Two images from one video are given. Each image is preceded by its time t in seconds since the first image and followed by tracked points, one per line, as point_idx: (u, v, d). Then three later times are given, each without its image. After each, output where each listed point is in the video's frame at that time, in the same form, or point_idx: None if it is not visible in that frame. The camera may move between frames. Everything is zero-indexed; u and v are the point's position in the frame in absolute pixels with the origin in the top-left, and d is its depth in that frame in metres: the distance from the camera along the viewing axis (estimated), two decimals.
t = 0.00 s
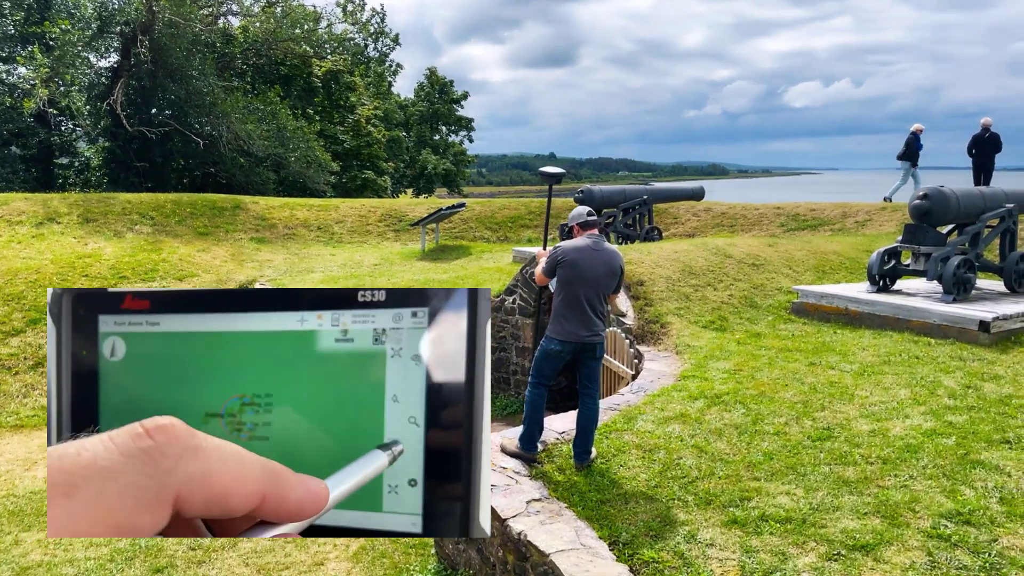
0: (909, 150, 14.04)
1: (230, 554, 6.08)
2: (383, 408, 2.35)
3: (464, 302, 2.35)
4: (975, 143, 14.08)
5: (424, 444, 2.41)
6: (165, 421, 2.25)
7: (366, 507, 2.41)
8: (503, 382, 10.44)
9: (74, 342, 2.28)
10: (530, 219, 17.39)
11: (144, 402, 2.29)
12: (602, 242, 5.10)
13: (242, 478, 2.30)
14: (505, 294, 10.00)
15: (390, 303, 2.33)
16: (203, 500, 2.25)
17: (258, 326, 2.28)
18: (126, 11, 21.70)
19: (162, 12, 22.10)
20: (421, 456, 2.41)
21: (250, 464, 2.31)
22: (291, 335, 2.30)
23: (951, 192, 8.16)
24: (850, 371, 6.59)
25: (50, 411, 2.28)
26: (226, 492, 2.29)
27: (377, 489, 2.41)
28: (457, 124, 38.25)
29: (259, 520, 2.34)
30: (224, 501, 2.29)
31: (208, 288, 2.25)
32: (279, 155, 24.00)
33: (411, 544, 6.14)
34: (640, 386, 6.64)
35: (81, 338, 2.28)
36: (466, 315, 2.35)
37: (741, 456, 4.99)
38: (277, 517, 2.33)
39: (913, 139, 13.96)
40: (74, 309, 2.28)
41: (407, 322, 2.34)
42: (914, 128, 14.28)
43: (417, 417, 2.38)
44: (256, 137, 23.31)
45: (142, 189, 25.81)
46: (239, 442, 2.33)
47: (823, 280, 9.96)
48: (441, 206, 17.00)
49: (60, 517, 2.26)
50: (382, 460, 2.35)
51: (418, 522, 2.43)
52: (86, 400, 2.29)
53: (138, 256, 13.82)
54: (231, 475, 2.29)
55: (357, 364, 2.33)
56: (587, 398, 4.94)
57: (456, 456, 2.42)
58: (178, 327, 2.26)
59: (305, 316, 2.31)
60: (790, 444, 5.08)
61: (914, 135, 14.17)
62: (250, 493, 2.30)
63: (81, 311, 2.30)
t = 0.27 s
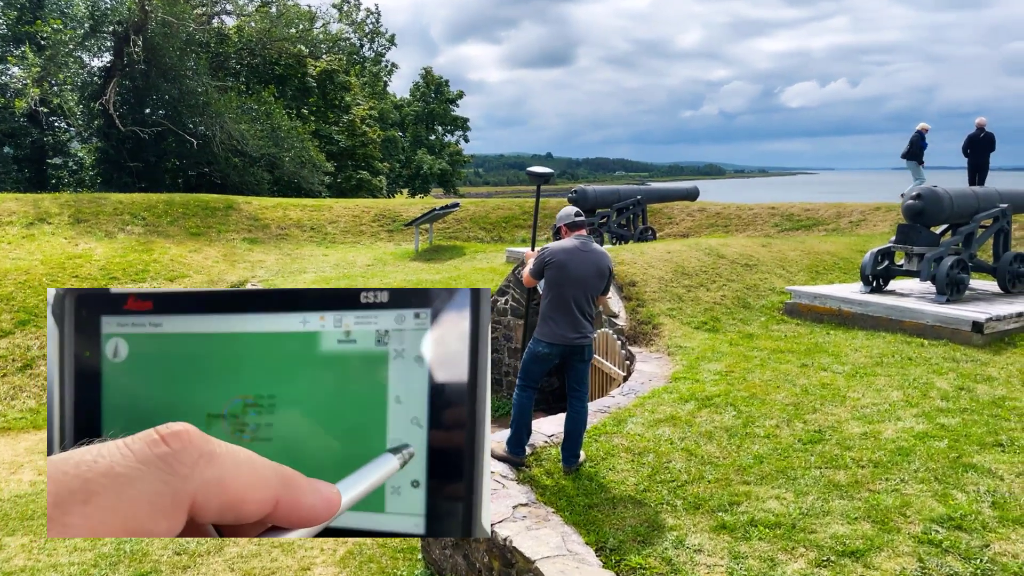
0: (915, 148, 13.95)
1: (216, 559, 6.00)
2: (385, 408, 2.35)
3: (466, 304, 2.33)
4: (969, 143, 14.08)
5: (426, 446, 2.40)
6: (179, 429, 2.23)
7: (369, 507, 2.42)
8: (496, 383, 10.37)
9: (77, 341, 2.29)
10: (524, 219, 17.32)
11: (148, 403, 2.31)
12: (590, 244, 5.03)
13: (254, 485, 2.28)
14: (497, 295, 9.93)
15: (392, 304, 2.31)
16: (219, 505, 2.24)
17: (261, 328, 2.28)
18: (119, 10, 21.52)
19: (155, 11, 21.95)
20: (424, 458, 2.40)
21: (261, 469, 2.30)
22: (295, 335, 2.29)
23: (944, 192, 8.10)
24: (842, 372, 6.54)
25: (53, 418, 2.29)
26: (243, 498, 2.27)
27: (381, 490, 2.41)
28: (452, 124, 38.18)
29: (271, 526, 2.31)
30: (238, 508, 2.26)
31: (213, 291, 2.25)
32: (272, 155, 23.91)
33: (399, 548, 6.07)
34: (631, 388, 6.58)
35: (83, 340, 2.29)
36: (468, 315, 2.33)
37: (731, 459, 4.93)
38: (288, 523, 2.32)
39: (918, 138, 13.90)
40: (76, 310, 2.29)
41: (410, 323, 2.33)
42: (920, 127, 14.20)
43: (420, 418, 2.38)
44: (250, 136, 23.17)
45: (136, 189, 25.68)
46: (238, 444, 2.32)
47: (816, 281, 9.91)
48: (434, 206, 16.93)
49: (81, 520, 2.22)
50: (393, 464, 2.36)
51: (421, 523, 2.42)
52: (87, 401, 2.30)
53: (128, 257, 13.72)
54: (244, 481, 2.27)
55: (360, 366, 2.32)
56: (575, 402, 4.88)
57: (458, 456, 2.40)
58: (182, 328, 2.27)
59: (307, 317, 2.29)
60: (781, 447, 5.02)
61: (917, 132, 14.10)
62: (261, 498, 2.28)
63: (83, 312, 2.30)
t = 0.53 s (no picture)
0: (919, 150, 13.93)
1: (202, 563, 5.92)
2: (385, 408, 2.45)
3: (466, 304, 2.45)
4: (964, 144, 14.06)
5: (426, 445, 2.50)
6: (170, 427, 2.36)
7: (369, 508, 2.51)
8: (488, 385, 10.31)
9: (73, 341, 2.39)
10: (519, 221, 17.27)
11: (147, 402, 2.41)
12: (579, 244, 4.99)
13: (247, 484, 2.40)
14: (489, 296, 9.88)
15: (392, 303, 2.43)
16: (210, 504, 2.36)
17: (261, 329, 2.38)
18: (112, 11, 21.35)
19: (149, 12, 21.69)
20: (423, 457, 2.50)
21: (253, 468, 2.42)
22: (294, 336, 2.40)
23: (938, 192, 8.06)
24: (834, 373, 6.50)
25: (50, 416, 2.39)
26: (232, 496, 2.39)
27: (380, 490, 2.51)
28: (448, 125, 38.16)
29: (264, 524, 2.43)
30: (229, 506, 2.39)
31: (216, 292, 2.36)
32: (266, 156, 23.80)
33: (388, 552, 6.02)
34: (622, 390, 6.52)
35: (81, 341, 2.39)
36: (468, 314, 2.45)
37: (721, 462, 4.87)
38: (280, 522, 2.44)
39: (921, 139, 13.88)
40: (74, 310, 2.39)
41: (410, 323, 2.44)
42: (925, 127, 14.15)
43: (419, 419, 2.48)
44: (244, 137, 23.03)
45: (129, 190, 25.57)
46: (238, 443, 2.43)
47: (810, 282, 9.88)
48: (428, 207, 16.87)
49: (78, 518, 2.36)
50: (386, 463, 2.46)
51: (421, 524, 2.52)
52: (85, 401, 2.40)
53: (119, 258, 13.61)
54: (236, 480, 2.39)
55: (360, 367, 2.43)
56: (564, 404, 4.82)
57: (461, 456, 2.51)
58: (180, 328, 2.37)
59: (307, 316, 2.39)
60: (771, 449, 4.97)
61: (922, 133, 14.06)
62: (254, 497, 2.40)
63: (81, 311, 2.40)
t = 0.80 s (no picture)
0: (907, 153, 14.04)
1: (169, 572, 5.75)
2: (384, 407, 2.13)
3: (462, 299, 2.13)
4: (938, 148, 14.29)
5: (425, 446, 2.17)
6: (174, 421, 2.04)
7: (367, 507, 2.17)
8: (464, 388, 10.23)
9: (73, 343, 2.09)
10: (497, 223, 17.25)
11: (146, 403, 2.10)
12: (554, 246, 4.95)
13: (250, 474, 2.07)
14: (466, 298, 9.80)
15: (391, 303, 2.11)
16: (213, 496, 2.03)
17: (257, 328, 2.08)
18: (84, 11, 20.94)
19: (122, 10, 21.40)
20: (422, 457, 2.17)
21: (255, 464, 2.09)
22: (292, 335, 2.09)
23: (910, 195, 8.14)
24: (808, 375, 6.52)
25: (49, 418, 2.08)
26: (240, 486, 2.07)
27: (379, 488, 2.17)
28: (428, 127, 38.16)
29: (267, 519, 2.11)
30: (231, 500, 2.06)
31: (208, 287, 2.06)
32: (242, 157, 23.54)
33: (361, 558, 5.94)
34: (598, 392, 6.50)
35: (81, 338, 2.08)
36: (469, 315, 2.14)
37: (695, 464, 4.86)
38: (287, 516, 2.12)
39: (909, 143, 14.03)
40: (74, 311, 2.08)
41: (409, 323, 2.13)
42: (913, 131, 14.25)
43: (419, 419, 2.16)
44: (220, 137, 22.66)
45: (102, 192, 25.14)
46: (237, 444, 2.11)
47: (785, 284, 9.94)
48: (406, 209, 16.80)
49: (62, 521, 2.00)
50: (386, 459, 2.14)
51: (420, 523, 2.19)
52: (85, 401, 2.09)
53: (90, 260, 13.27)
54: (240, 475, 2.06)
55: (365, 364, 2.11)
56: (540, 408, 4.80)
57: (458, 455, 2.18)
58: (179, 328, 2.07)
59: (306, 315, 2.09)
60: (745, 451, 4.97)
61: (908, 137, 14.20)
62: (257, 491, 2.07)
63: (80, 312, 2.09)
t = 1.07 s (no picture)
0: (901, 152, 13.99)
1: None
2: (379, 406, 2.28)
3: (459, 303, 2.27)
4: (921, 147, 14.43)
5: (420, 443, 2.31)
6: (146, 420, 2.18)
7: (358, 504, 2.31)
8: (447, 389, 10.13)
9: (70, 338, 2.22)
10: (481, 223, 17.18)
11: (145, 400, 2.23)
12: (534, 244, 4.91)
13: (224, 474, 2.23)
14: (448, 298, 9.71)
15: (387, 302, 2.24)
16: (184, 497, 2.19)
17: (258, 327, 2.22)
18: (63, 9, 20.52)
19: (101, 8, 20.85)
20: (417, 452, 2.31)
21: (229, 465, 2.24)
22: (289, 335, 2.23)
23: (891, 193, 8.16)
24: (789, 374, 6.52)
25: (47, 409, 2.23)
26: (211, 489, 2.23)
27: (374, 485, 2.31)
28: (413, 126, 38.05)
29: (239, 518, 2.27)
30: (204, 499, 2.22)
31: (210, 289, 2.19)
32: (224, 156, 23.26)
33: (340, 561, 5.86)
34: (579, 392, 6.46)
35: (78, 337, 2.22)
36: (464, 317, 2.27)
37: (675, 464, 4.83)
38: (257, 516, 2.27)
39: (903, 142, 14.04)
40: (71, 310, 2.22)
41: (404, 322, 2.26)
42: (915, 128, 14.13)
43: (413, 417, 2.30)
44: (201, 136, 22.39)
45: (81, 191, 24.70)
46: (235, 441, 2.27)
47: (768, 283, 9.96)
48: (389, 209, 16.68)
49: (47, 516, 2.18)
50: (365, 458, 2.28)
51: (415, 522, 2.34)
52: (82, 400, 2.24)
53: (68, 262, 12.70)
54: (213, 474, 2.23)
55: (353, 365, 2.25)
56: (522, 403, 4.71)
57: (453, 457, 2.32)
58: (176, 327, 2.21)
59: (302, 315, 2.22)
60: (725, 451, 4.95)
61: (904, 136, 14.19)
62: (229, 491, 2.23)
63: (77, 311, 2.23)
